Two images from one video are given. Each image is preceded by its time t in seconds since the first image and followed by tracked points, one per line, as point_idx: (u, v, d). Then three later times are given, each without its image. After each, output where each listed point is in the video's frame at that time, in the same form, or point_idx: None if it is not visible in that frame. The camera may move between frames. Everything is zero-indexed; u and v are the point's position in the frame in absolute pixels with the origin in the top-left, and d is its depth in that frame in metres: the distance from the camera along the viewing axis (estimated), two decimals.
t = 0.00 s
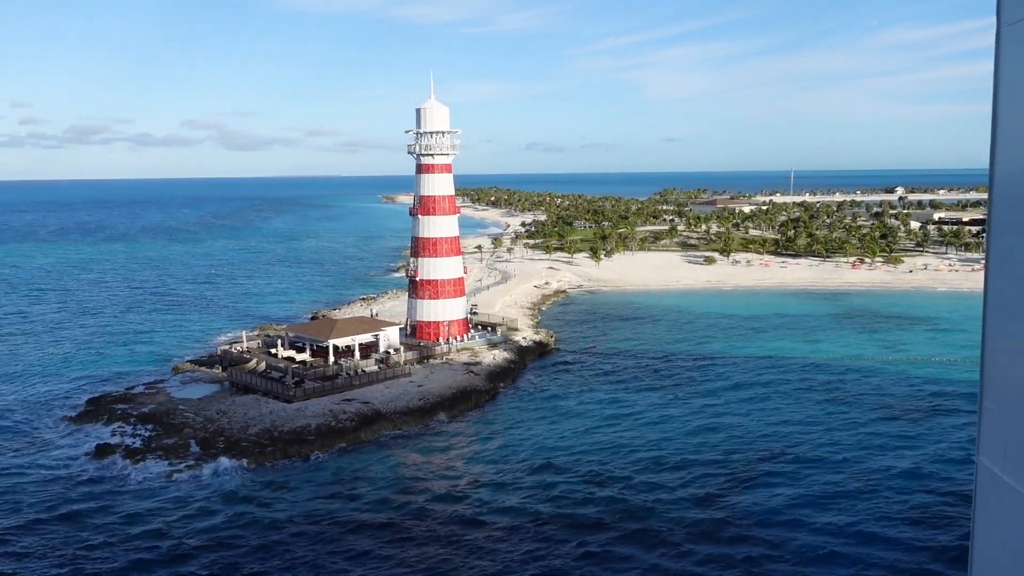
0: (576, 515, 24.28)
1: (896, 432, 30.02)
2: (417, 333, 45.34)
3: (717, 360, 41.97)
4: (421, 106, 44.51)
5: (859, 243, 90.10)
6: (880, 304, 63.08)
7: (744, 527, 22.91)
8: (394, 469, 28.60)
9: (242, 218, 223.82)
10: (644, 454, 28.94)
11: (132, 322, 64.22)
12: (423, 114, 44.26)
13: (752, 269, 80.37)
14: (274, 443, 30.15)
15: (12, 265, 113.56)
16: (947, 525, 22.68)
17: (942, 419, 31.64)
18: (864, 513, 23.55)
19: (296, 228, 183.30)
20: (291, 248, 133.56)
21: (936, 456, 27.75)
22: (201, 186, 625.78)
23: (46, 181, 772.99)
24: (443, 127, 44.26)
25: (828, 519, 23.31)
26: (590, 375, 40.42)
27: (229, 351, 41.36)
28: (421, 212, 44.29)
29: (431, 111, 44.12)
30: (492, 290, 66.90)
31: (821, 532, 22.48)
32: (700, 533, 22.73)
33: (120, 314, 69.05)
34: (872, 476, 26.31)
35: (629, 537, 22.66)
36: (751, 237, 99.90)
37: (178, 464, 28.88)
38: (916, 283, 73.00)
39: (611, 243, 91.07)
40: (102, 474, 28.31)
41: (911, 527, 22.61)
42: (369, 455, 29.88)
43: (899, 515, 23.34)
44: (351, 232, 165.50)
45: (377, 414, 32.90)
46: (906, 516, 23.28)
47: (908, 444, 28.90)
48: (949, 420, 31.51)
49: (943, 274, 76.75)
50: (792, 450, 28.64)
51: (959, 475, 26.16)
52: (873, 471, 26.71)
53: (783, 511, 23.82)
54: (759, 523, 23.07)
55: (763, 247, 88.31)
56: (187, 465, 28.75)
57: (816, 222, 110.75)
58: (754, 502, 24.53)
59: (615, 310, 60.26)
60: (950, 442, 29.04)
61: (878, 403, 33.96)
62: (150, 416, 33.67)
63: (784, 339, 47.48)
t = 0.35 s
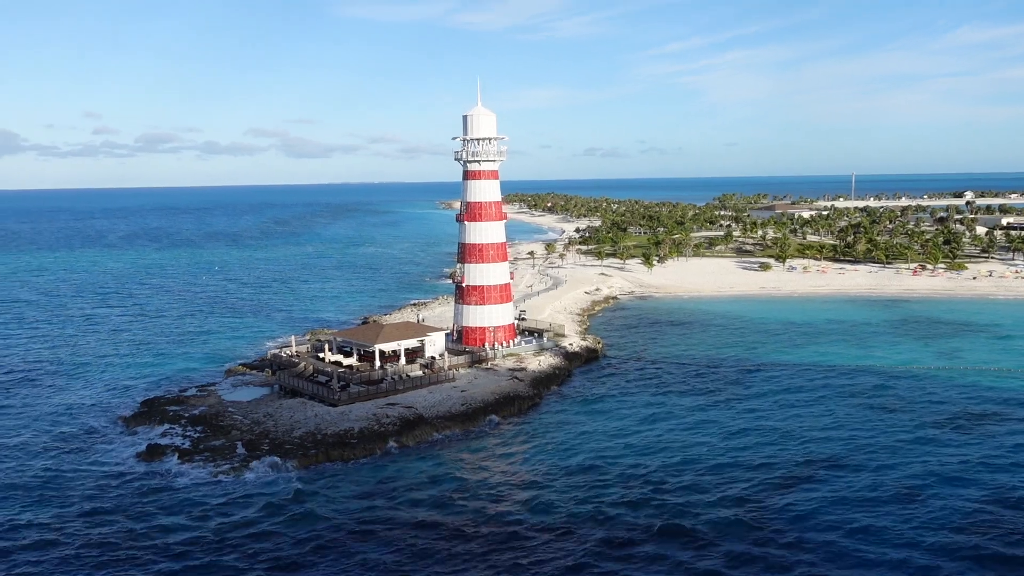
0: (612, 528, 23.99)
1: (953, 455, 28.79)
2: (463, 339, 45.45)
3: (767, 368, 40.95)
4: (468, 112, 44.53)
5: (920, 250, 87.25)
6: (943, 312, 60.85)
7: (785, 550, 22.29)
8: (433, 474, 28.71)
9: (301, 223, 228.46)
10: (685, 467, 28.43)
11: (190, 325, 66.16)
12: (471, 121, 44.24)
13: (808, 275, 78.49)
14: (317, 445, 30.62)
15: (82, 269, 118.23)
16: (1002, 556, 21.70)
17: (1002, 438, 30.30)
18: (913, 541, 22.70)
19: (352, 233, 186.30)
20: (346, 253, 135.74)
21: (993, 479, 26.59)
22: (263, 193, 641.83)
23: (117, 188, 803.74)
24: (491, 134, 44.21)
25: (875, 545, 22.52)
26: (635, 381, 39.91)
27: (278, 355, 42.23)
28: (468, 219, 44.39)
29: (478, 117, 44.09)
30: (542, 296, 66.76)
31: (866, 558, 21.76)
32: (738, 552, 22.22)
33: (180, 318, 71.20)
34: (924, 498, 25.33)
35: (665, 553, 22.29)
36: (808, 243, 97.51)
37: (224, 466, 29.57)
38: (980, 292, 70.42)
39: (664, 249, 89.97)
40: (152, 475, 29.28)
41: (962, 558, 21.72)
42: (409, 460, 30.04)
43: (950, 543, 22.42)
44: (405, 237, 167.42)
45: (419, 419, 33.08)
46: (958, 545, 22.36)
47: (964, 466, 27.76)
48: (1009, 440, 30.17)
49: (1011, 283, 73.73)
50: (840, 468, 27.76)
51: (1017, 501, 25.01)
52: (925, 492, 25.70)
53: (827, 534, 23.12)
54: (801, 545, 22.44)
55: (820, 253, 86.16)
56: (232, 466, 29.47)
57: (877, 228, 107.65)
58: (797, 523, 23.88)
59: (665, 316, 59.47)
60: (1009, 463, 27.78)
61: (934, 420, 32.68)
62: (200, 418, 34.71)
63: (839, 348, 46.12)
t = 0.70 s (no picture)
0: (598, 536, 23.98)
1: (947, 464, 28.61)
2: (460, 346, 45.44)
3: (762, 375, 40.86)
4: (466, 120, 44.63)
5: (924, 257, 87.03)
6: (944, 319, 60.67)
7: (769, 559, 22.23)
8: (423, 480, 28.73)
9: (310, 231, 229.51)
10: (676, 475, 28.35)
11: (193, 332, 66.66)
12: (468, 129, 44.38)
13: (810, 283, 78.36)
14: (310, 452, 30.73)
15: (90, 277, 119.26)
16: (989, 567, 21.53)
17: (996, 448, 30.10)
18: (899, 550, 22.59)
19: (358, 240, 187.02)
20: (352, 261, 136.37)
21: (985, 489, 26.40)
22: (271, 200, 644.43)
23: (128, 196, 808.92)
24: (488, 142, 44.35)
25: (860, 552, 22.42)
26: (630, 388, 39.85)
27: (275, 362, 42.41)
28: (465, 226, 44.50)
29: (476, 125, 44.17)
30: (543, 303, 66.81)
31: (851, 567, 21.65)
32: (722, 559, 22.19)
33: (182, 325, 71.58)
34: (913, 507, 25.18)
35: (649, 560, 22.22)
36: (812, 250, 97.33)
37: (215, 472, 29.76)
38: (982, 299, 70.21)
39: (667, 257, 89.92)
40: (144, 482, 29.48)
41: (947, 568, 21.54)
42: (399, 467, 30.09)
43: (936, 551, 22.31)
44: (411, 244, 168.12)
45: (411, 426, 33.13)
46: (944, 555, 22.23)
47: (956, 476, 27.59)
48: (1003, 451, 29.95)
49: (1014, 290, 73.43)
50: (831, 476, 27.62)
51: (1007, 512, 24.80)
52: (915, 501, 25.53)
53: (811, 543, 23.04)
54: (785, 555, 22.33)
55: (822, 261, 86.00)
56: (224, 472, 29.64)
57: (881, 235, 107.40)
58: (783, 531, 23.81)
59: (665, 323, 59.41)
60: (1002, 474, 27.58)
61: (929, 428, 32.53)
62: (196, 425, 34.95)
63: (838, 355, 45.96)
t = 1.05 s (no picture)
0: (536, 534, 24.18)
1: (879, 459, 29.37)
2: (411, 348, 45.39)
3: (708, 375, 41.54)
4: (417, 122, 44.68)
5: (873, 260, 89.04)
6: (889, 321, 62.31)
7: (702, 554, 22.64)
8: (365, 481, 28.64)
9: (269, 232, 226.89)
10: (617, 473, 28.71)
11: (142, 334, 65.54)
12: (419, 130, 44.41)
13: (764, 285, 79.66)
14: (251, 455, 30.44)
15: (38, 278, 116.41)
16: (913, 557, 22.18)
17: (927, 444, 31.02)
18: (828, 541, 23.17)
19: (318, 241, 185.19)
20: (310, 263, 135.16)
21: (913, 483, 27.21)
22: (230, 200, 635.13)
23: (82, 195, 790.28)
24: (438, 143, 44.42)
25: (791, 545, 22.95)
26: (578, 389, 40.17)
27: (222, 364, 41.93)
28: (416, 227, 44.47)
29: (427, 127, 44.27)
30: (498, 305, 66.97)
31: (781, 558, 22.15)
32: (657, 556, 22.52)
33: (130, 327, 70.18)
34: (845, 500, 25.85)
35: (585, 556, 22.47)
36: (766, 253, 98.98)
37: (155, 475, 29.36)
38: (928, 302, 72.11)
39: (624, 259, 90.71)
40: (79, 486, 28.93)
41: (873, 558, 22.15)
42: (343, 468, 29.99)
43: (864, 543, 22.91)
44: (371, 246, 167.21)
45: (356, 428, 33.06)
46: (871, 546, 22.85)
47: (887, 471, 28.38)
48: (934, 446, 30.85)
49: (958, 293, 75.69)
50: (767, 472, 28.23)
51: (934, 505, 25.57)
52: (847, 495, 26.22)
53: (744, 537, 23.53)
54: (718, 549, 22.77)
55: (776, 264, 87.51)
56: (164, 476, 29.26)
57: (834, 240, 109.73)
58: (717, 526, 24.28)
59: (619, 325, 59.93)
60: (931, 468, 28.43)
61: (865, 425, 33.33)
62: (137, 428, 34.45)
63: (783, 355, 46.84)
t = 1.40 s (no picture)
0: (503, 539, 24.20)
1: (846, 460, 29.65)
2: (388, 350, 45.38)
3: (684, 377, 41.72)
4: (394, 124, 44.79)
5: (854, 263, 89.75)
6: (867, 324, 62.75)
7: (666, 558, 22.75)
8: (335, 485, 28.66)
9: (254, 233, 225.58)
10: (587, 477, 28.78)
11: (120, 335, 65.18)
12: (396, 133, 44.51)
13: (745, 288, 80.06)
14: (221, 457, 30.39)
15: (17, 279, 115.33)
16: (874, 558, 22.34)
17: (895, 444, 31.25)
18: (791, 544, 23.32)
19: (303, 244, 184.60)
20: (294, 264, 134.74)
21: (879, 484, 27.41)
22: (217, 202, 632.13)
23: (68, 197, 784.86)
24: (416, 146, 44.52)
25: (754, 548, 23.07)
26: (554, 391, 40.31)
27: (197, 366, 41.80)
28: (393, 229, 44.53)
29: (404, 130, 44.39)
30: (479, 307, 67.06)
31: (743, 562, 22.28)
32: (621, 560, 22.61)
33: (108, 329, 69.70)
34: (810, 502, 26.02)
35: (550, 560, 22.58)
36: (749, 256, 99.47)
37: (123, 478, 29.22)
38: (907, 304, 72.71)
39: (607, 261, 90.96)
40: (47, 488, 28.80)
41: (834, 560, 22.31)
42: (313, 471, 29.94)
43: (826, 545, 23.07)
44: (357, 248, 166.99)
45: (329, 430, 33.03)
46: (833, 547, 23.02)
47: (854, 471, 28.57)
48: (902, 446, 31.16)
49: (937, 296, 76.27)
50: (735, 475, 28.38)
51: (898, 505, 25.76)
52: (812, 497, 26.41)
53: (708, 542, 23.64)
54: (682, 555, 22.88)
55: (757, 266, 88.05)
56: (133, 478, 29.15)
57: (817, 243, 110.44)
58: (682, 532, 24.38)
59: (599, 327, 60.12)
60: (897, 468, 28.64)
61: (835, 426, 33.62)
62: (109, 430, 34.33)
63: (760, 357, 47.14)
